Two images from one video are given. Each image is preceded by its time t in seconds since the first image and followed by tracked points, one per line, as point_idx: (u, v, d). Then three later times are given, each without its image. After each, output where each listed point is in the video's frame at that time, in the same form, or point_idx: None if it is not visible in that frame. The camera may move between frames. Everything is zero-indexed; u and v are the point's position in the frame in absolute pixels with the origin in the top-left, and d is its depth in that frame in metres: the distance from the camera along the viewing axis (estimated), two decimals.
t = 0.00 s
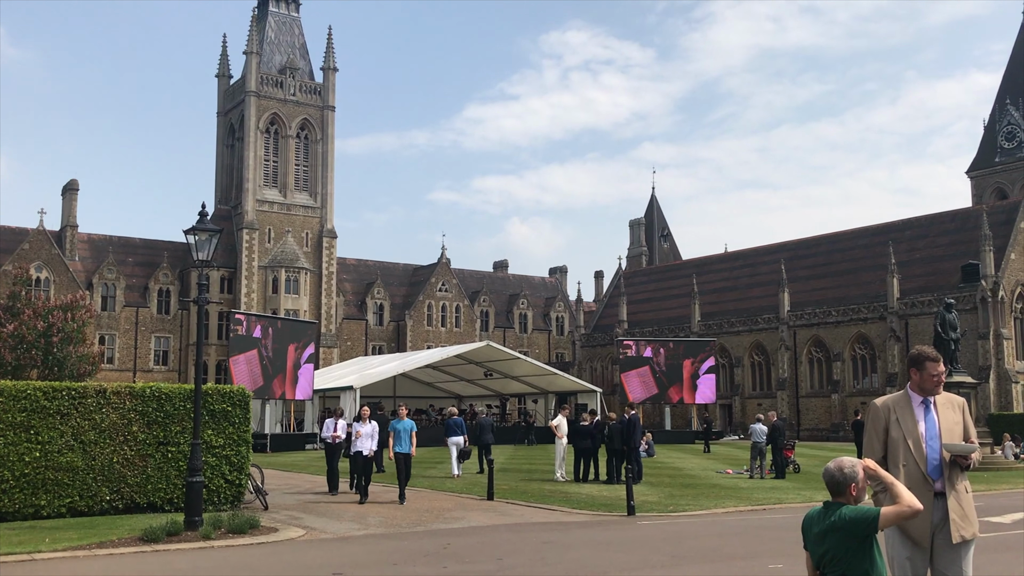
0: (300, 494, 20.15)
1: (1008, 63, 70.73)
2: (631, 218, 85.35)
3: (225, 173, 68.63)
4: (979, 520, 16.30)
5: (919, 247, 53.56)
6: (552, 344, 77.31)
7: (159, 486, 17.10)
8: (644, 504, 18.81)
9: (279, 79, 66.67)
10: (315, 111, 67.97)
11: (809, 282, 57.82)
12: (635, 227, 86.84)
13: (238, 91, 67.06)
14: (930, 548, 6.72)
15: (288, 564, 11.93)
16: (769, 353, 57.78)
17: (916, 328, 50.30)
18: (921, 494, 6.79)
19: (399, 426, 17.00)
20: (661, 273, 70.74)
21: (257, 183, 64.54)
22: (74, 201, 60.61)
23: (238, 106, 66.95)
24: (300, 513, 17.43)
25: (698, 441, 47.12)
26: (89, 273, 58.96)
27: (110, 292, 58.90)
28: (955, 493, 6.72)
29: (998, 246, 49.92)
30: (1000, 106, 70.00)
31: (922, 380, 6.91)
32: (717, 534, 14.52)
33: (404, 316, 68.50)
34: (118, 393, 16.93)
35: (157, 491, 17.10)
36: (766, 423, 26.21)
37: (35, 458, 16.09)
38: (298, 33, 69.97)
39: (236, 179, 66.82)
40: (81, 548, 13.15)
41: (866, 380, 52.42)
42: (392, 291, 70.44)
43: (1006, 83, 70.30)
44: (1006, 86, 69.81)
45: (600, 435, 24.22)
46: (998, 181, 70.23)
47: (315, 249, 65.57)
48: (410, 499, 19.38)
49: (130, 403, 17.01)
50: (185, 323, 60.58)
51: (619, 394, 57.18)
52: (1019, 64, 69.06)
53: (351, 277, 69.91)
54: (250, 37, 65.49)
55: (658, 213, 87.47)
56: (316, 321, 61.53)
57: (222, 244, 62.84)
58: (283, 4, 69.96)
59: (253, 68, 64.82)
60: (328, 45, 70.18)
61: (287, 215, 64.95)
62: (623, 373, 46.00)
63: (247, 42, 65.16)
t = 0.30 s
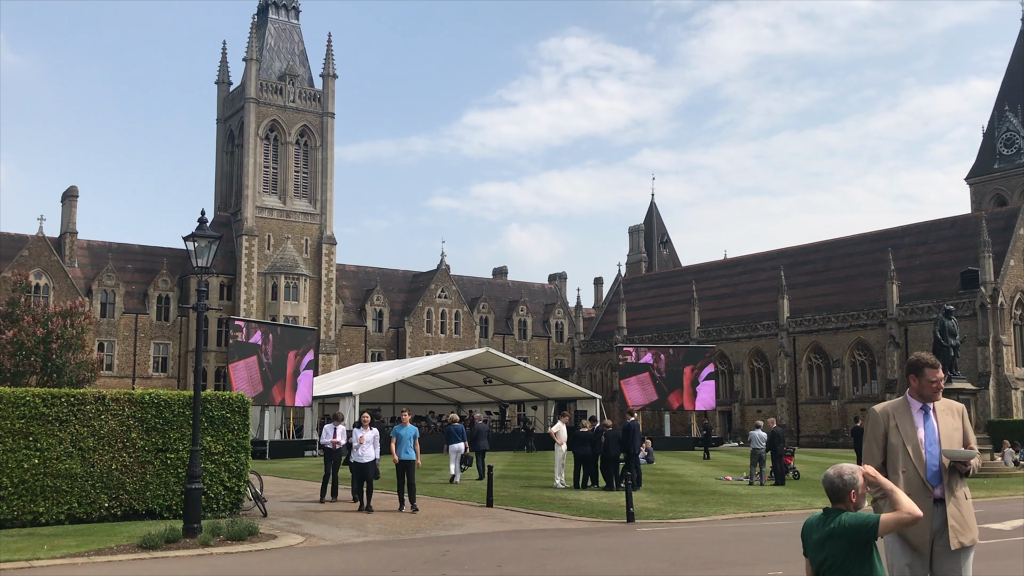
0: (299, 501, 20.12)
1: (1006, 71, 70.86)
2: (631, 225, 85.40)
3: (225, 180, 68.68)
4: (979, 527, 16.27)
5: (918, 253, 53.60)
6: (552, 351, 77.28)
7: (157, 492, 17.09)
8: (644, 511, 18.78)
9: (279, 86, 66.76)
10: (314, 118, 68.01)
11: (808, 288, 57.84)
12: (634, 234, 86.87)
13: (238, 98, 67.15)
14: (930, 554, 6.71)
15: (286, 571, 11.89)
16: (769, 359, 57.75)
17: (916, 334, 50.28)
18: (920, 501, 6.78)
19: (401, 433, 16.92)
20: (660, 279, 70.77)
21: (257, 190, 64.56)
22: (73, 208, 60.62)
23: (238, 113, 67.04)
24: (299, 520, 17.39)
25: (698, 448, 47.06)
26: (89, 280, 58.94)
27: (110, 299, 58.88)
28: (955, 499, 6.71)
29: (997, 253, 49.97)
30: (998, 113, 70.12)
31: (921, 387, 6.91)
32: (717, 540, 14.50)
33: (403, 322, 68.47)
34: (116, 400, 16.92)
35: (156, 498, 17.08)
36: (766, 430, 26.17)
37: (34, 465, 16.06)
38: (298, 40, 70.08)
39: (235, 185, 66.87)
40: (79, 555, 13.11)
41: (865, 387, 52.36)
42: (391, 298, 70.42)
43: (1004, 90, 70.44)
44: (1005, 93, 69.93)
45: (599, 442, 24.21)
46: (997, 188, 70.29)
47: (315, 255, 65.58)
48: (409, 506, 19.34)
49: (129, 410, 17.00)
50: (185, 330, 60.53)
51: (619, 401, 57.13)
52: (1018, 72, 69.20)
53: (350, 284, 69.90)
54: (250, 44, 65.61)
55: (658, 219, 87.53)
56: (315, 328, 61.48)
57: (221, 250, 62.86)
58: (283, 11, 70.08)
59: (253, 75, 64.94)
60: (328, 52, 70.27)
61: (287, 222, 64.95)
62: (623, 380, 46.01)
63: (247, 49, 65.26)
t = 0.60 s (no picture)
0: (302, 507, 20.12)
1: (1008, 75, 70.86)
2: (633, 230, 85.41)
3: (228, 186, 68.81)
4: (983, 531, 16.24)
5: (921, 258, 53.56)
6: (554, 356, 77.27)
7: (160, 498, 17.10)
8: (647, 516, 18.77)
9: (282, 92, 66.90)
10: (317, 124, 68.09)
11: (811, 293, 57.80)
12: (636, 239, 86.89)
13: (241, 104, 67.28)
14: (934, 559, 6.70)
15: None
16: (772, 364, 57.71)
17: (919, 339, 50.22)
18: (925, 505, 6.77)
19: (410, 439, 16.86)
20: (663, 284, 70.75)
21: (260, 196, 64.66)
22: (77, 214, 60.73)
23: (241, 119, 67.19)
24: (301, 526, 17.39)
25: (701, 452, 47.00)
26: (92, 286, 59.05)
27: (113, 305, 58.98)
28: (958, 504, 6.71)
29: (1000, 257, 49.94)
30: (1001, 117, 70.13)
31: (925, 392, 6.90)
32: (720, 545, 14.49)
33: (406, 327, 68.51)
34: (120, 406, 16.93)
35: (159, 503, 17.09)
36: (768, 434, 26.15)
37: (37, 470, 16.10)
38: (300, 46, 70.22)
39: (238, 192, 66.99)
40: (83, 560, 13.13)
41: (868, 392, 52.28)
42: (394, 303, 70.48)
43: (1007, 95, 70.46)
44: (1007, 98, 69.89)
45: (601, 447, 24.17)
46: (999, 192, 70.24)
47: (318, 261, 65.62)
48: (412, 512, 19.34)
49: (133, 416, 17.01)
50: (188, 336, 60.58)
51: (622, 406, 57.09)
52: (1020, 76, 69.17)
53: (353, 289, 69.96)
54: (253, 50, 65.78)
55: (660, 224, 87.54)
56: (318, 334, 61.49)
57: (224, 256, 62.96)
58: (285, 18, 70.22)
59: (255, 81, 65.13)
60: (330, 59, 70.40)
61: (290, 227, 65.04)
62: (625, 385, 46.02)
63: (250, 55, 65.40)
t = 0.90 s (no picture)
0: (309, 510, 20.12)
1: (1015, 76, 70.69)
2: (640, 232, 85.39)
3: (235, 189, 68.94)
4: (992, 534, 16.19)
5: (928, 259, 53.43)
6: (560, 358, 77.22)
7: (167, 501, 17.12)
8: (654, 518, 18.74)
9: (288, 95, 67.05)
10: (323, 127, 68.21)
11: (818, 295, 57.67)
12: (642, 241, 86.85)
13: (247, 108, 67.44)
14: (942, 562, 6.66)
15: None
16: (779, 366, 57.58)
17: (926, 341, 50.07)
18: (932, 508, 6.74)
19: (417, 443, 16.82)
20: (669, 287, 70.68)
21: (266, 199, 64.79)
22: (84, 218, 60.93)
23: (247, 123, 67.35)
24: (308, 528, 17.39)
25: (708, 455, 46.91)
26: (99, 290, 59.23)
27: (120, 308, 59.13)
28: (966, 506, 6.68)
29: (1008, 259, 49.77)
30: (1008, 119, 69.96)
31: (932, 394, 6.87)
32: (727, 548, 14.46)
33: (412, 330, 68.54)
34: (127, 409, 16.95)
35: (166, 506, 17.12)
36: (776, 436, 26.08)
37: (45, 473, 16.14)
38: (306, 50, 70.34)
39: (244, 195, 67.12)
40: (90, 563, 13.16)
41: (876, 394, 52.11)
42: (400, 306, 70.53)
43: (1014, 96, 70.27)
44: (1014, 99, 69.72)
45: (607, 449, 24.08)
46: (1006, 194, 70.05)
47: (324, 264, 65.71)
48: (419, 515, 19.33)
49: (139, 419, 17.03)
50: (195, 339, 60.72)
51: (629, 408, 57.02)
52: None
53: (359, 292, 70.02)
54: (259, 54, 65.94)
55: (666, 226, 87.45)
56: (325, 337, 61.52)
57: (231, 259, 63.09)
58: (291, 21, 70.39)
59: (261, 85, 65.31)
60: (336, 62, 70.53)
61: (296, 230, 65.13)
62: (632, 388, 46.06)
63: (256, 59, 65.57)
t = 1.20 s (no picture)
0: (316, 508, 20.17)
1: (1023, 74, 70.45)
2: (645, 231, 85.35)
3: (241, 188, 69.02)
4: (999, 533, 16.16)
5: (934, 258, 53.31)
6: (566, 357, 77.21)
7: (174, 500, 17.16)
8: (660, 517, 18.72)
9: (294, 94, 67.15)
10: (329, 126, 68.28)
11: (824, 293, 57.57)
12: (648, 240, 86.79)
13: (253, 107, 67.57)
14: (950, 560, 6.65)
15: None
16: (785, 365, 57.49)
17: (933, 339, 49.95)
18: (940, 507, 6.73)
19: (422, 440, 16.83)
20: (675, 285, 70.61)
21: (272, 198, 64.90)
22: (90, 217, 61.08)
23: (253, 122, 67.45)
24: (315, 527, 17.43)
25: (714, 454, 46.85)
26: (106, 289, 59.40)
27: (127, 307, 59.30)
28: (974, 506, 6.66)
29: (1015, 257, 49.64)
30: (1015, 117, 69.75)
31: (939, 393, 6.85)
32: (733, 547, 14.45)
33: (418, 329, 68.58)
34: (134, 407, 17.00)
35: (173, 505, 17.16)
36: (782, 435, 26.04)
37: (53, 472, 16.22)
38: (312, 49, 70.43)
39: (250, 194, 67.21)
40: (98, 562, 13.19)
41: (883, 393, 52.01)
42: (406, 304, 70.59)
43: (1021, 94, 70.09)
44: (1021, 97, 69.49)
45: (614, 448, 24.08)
46: (1014, 192, 69.83)
47: (330, 263, 65.77)
48: (425, 513, 19.36)
49: (147, 417, 17.08)
50: (201, 338, 60.84)
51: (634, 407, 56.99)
52: None
53: (365, 291, 70.07)
54: (265, 53, 66.04)
55: (672, 225, 87.42)
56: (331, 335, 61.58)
57: (237, 258, 63.19)
58: (297, 20, 70.46)
59: (268, 84, 65.42)
60: (342, 61, 70.58)
61: (302, 229, 65.22)
62: (637, 386, 46.05)
63: (262, 58, 65.71)
